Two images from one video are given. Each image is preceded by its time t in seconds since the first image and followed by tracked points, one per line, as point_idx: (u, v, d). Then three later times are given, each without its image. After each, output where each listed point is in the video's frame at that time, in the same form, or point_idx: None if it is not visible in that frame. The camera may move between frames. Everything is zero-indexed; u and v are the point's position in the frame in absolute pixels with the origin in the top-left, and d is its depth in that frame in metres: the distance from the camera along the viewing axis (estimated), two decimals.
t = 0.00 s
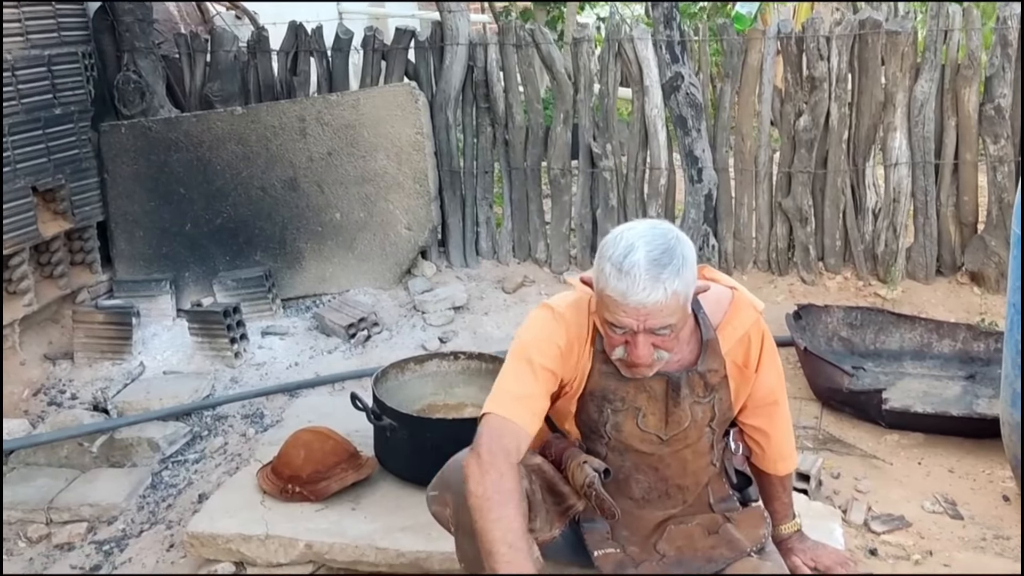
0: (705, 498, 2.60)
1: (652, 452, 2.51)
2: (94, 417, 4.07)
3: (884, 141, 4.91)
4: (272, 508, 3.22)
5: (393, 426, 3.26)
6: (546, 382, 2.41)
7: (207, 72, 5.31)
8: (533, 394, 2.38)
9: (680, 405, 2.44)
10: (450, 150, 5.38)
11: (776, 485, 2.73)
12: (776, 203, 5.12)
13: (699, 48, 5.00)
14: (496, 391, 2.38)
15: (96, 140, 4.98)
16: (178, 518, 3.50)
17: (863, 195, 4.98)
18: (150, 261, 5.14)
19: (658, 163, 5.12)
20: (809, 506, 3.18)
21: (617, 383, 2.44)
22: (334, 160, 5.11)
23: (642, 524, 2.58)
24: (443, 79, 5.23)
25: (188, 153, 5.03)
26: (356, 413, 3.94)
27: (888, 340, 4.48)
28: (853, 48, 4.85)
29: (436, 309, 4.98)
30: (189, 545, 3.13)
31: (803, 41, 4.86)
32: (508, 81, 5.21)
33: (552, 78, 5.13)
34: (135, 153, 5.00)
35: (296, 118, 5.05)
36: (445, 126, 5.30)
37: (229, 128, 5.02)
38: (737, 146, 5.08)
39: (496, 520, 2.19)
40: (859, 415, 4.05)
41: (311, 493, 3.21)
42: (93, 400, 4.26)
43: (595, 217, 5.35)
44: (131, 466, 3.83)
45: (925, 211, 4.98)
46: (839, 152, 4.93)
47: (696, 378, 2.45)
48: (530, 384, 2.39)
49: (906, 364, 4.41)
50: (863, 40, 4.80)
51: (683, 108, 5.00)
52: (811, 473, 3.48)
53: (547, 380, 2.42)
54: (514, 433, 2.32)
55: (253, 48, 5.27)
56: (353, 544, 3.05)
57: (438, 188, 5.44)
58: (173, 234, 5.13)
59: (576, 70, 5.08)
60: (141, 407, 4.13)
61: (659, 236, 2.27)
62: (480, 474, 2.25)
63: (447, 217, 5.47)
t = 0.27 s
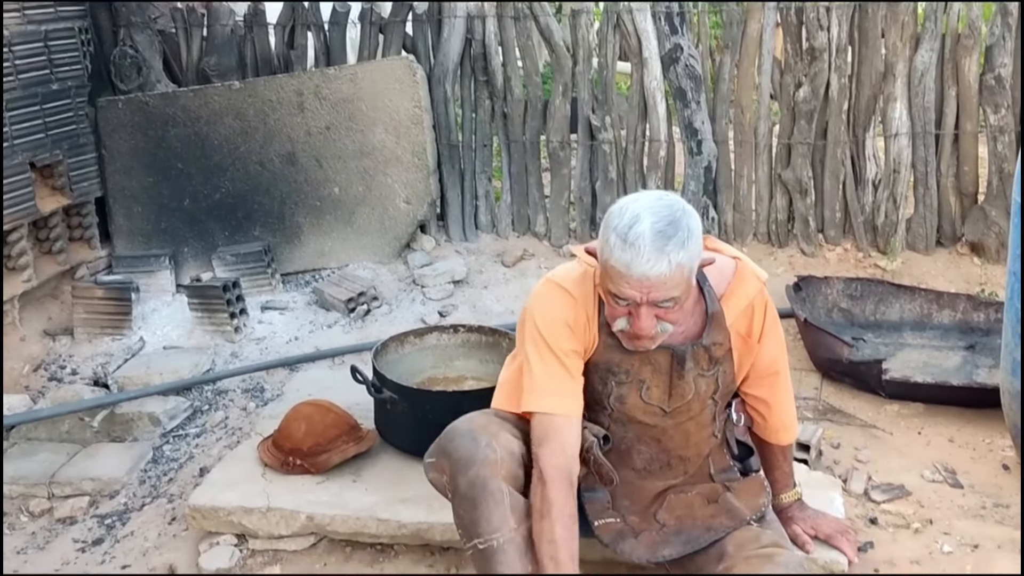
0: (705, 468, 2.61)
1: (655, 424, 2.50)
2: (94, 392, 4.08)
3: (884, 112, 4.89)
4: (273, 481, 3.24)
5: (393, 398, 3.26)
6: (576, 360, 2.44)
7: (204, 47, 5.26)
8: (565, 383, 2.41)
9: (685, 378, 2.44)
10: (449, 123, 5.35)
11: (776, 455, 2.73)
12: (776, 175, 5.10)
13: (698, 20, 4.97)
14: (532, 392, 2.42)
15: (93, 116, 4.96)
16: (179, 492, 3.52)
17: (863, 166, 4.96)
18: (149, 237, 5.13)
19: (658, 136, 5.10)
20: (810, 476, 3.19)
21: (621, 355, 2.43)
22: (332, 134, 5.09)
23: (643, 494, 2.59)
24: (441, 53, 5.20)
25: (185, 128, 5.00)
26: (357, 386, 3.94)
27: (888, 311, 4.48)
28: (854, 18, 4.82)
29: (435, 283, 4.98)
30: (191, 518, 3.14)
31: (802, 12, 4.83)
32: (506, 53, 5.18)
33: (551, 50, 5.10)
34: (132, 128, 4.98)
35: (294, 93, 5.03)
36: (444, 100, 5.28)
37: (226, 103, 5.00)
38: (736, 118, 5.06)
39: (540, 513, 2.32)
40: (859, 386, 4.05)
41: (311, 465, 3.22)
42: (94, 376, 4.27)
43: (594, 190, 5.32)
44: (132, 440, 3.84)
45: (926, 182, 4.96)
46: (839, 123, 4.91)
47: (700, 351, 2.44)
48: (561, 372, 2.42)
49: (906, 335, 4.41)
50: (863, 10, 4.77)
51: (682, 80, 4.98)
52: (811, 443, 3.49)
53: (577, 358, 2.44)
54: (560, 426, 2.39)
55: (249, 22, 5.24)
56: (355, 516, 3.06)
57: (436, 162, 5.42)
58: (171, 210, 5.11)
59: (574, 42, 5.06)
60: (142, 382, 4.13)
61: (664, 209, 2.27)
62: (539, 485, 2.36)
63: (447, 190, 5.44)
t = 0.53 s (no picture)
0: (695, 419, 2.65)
1: (642, 376, 2.55)
2: (88, 349, 4.09)
3: (879, 61, 4.85)
4: (268, 435, 3.25)
5: (386, 351, 3.26)
6: (563, 322, 2.46)
7: None
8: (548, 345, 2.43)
9: (671, 331, 2.47)
10: (440, 77, 5.29)
11: (767, 404, 2.75)
12: (770, 126, 5.06)
13: None
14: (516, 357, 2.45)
15: (81, 72, 4.89)
16: (175, 446, 3.54)
17: (858, 116, 4.93)
18: (140, 193, 5.09)
19: (651, 87, 5.07)
20: (801, 425, 3.21)
21: (606, 311, 2.46)
22: (322, 89, 5.05)
23: (633, 445, 2.64)
24: (431, 6, 5.15)
25: (174, 83, 4.95)
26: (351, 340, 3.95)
27: (881, 262, 4.48)
28: None
29: (428, 238, 4.97)
30: (187, 472, 3.16)
31: None
32: (498, 6, 5.12)
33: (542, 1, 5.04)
34: (121, 83, 4.92)
35: (284, 47, 4.98)
36: (435, 53, 5.24)
37: (215, 57, 4.94)
38: (730, 69, 5.02)
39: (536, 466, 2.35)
40: (851, 336, 4.06)
41: (306, 419, 3.24)
42: (87, 331, 4.27)
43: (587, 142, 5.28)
44: (127, 396, 3.85)
45: (920, 132, 4.93)
46: (833, 73, 4.87)
47: (686, 303, 2.47)
48: (543, 334, 2.44)
49: (898, 286, 4.41)
50: None
51: (676, 30, 4.93)
52: (802, 392, 3.50)
53: (563, 320, 2.47)
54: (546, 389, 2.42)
55: None
56: (349, 468, 3.08)
57: (428, 116, 5.37)
58: (161, 166, 5.07)
59: None
60: (136, 338, 4.14)
61: (638, 162, 2.25)
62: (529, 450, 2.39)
63: (438, 144, 5.41)
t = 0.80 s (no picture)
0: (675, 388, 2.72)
1: (620, 345, 2.62)
2: (85, 323, 4.16)
3: (867, 38, 4.89)
4: (260, 406, 3.32)
5: (377, 323, 3.33)
6: (545, 295, 2.54)
7: None
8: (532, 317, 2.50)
9: (647, 300, 2.55)
10: (433, 54, 5.34)
11: (743, 373, 2.82)
12: (759, 103, 5.11)
13: None
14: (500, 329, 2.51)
15: (77, 49, 4.95)
16: (170, 418, 3.61)
17: (847, 93, 4.98)
18: (136, 169, 5.14)
19: (642, 65, 5.12)
20: (783, 396, 3.28)
21: (584, 282, 2.53)
22: (317, 66, 5.11)
23: (613, 413, 2.71)
24: None
25: (170, 61, 5.00)
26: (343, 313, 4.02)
27: (867, 237, 4.54)
28: None
29: (421, 214, 5.03)
30: (182, 441, 3.24)
31: None
32: None
33: None
34: (117, 60, 4.96)
35: (278, 24, 5.03)
36: (428, 30, 5.28)
37: (210, 35, 4.99)
38: (720, 47, 5.07)
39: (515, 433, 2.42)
40: (836, 309, 4.13)
41: (299, 390, 3.32)
42: (85, 306, 4.35)
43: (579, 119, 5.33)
44: (124, 369, 3.93)
45: (908, 108, 4.98)
46: (822, 50, 4.91)
47: (662, 274, 2.54)
48: (526, 306, 2.51)
49: (884, 261, 4.47)
50: None
51: (666, 8, 4.97)
52: (785, 364, 3.57)
53: (545, 293, 2.54)
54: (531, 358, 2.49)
55: None
56: (340, 437, 3.15)
57: (422, 93, 5.43)
58: (157, 143, 5.12)
59: None
60: (132, 312, 4.21)
61: (604, 138, 2.32)
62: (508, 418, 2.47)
63: (432, 120, 5.45)
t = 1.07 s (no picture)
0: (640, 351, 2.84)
1: (587, 309, 2.74)
2: (80, 295, 4.29)
3: (847, 17, 4.98)
4: (247, 371, 3.45)
5: (359, 293, 3.45)
6: (512, 262, 2.65)
7: None
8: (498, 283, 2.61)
9: (613, 267, 2.67)
10: (422, 34, 5.46)
11: (709, 339, 2.93)
12: (741, 82, 5.21)
13: None
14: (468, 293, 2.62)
15: (74, 29, 4.99)
16: (161, 385, 3.75)
17: (827, 72, 5.07)
18: (132, 147, 5.24)
19: (626, 44, 5.22)
20: (751, 362, 3.39)
21: (552, 248, 2.64)
22: (308, 45, 5.23)
23: (581, 375, 2.83)
24: None
25: (164, 40, 5.08)
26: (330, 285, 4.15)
27: (843, 212, 4.64)
28: None
29: (410, 190, 5.15)
30: (170, 406, 3.37)
31: None
32: None
33: None
34: (111, 39, 5.02)
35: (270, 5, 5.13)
36: (418, 10, 5.38)
37: (203, 15, 5.07)
38: (703, 26, 5.16)
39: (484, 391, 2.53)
40: (810, 282, 4.23)
41: (282, 357, 3.45)
42: (80, 279, 4.48)
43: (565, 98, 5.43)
44: (118, 340, 4.06)
45: (886, 87, 5.09)
46: (802, 29, 5.00)
47: (626, 241, 2.66)
48: (494, 272, 2.62)
49: (860, 236, 4.57)
50: None
51: None
52: (755, 333, 3.67)
53: (513, 259, 2.65)
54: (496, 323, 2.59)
55: None
56: (322, 401, 3.28)
57: (411, 72, 5.54)
58: (152, 121, 5.21)
59: None
60: (126, 285, 4.34)
61: (570, 106, 2.42)
62: (476, 378, 2.58)
63: (421, 100, 5.58)
